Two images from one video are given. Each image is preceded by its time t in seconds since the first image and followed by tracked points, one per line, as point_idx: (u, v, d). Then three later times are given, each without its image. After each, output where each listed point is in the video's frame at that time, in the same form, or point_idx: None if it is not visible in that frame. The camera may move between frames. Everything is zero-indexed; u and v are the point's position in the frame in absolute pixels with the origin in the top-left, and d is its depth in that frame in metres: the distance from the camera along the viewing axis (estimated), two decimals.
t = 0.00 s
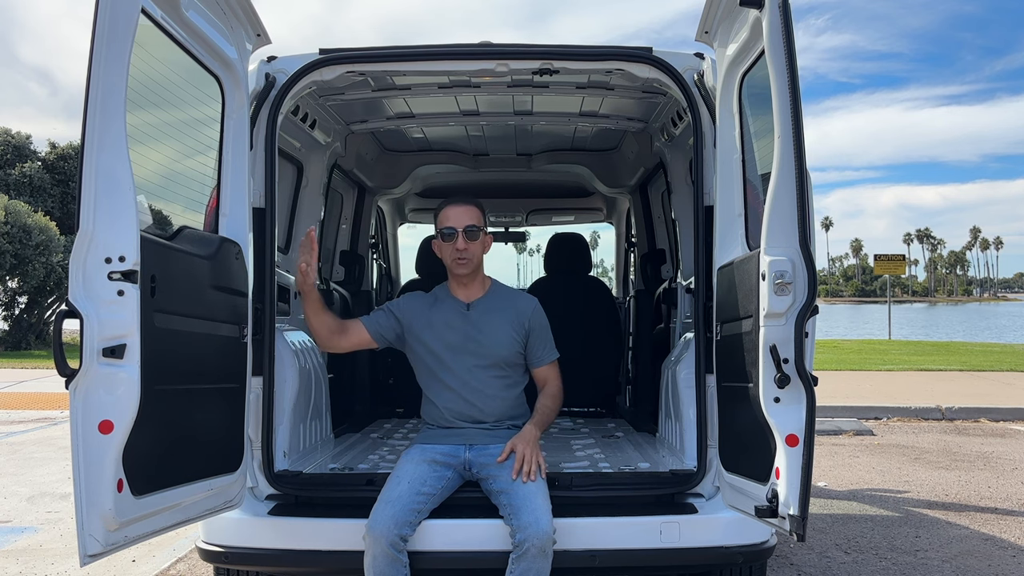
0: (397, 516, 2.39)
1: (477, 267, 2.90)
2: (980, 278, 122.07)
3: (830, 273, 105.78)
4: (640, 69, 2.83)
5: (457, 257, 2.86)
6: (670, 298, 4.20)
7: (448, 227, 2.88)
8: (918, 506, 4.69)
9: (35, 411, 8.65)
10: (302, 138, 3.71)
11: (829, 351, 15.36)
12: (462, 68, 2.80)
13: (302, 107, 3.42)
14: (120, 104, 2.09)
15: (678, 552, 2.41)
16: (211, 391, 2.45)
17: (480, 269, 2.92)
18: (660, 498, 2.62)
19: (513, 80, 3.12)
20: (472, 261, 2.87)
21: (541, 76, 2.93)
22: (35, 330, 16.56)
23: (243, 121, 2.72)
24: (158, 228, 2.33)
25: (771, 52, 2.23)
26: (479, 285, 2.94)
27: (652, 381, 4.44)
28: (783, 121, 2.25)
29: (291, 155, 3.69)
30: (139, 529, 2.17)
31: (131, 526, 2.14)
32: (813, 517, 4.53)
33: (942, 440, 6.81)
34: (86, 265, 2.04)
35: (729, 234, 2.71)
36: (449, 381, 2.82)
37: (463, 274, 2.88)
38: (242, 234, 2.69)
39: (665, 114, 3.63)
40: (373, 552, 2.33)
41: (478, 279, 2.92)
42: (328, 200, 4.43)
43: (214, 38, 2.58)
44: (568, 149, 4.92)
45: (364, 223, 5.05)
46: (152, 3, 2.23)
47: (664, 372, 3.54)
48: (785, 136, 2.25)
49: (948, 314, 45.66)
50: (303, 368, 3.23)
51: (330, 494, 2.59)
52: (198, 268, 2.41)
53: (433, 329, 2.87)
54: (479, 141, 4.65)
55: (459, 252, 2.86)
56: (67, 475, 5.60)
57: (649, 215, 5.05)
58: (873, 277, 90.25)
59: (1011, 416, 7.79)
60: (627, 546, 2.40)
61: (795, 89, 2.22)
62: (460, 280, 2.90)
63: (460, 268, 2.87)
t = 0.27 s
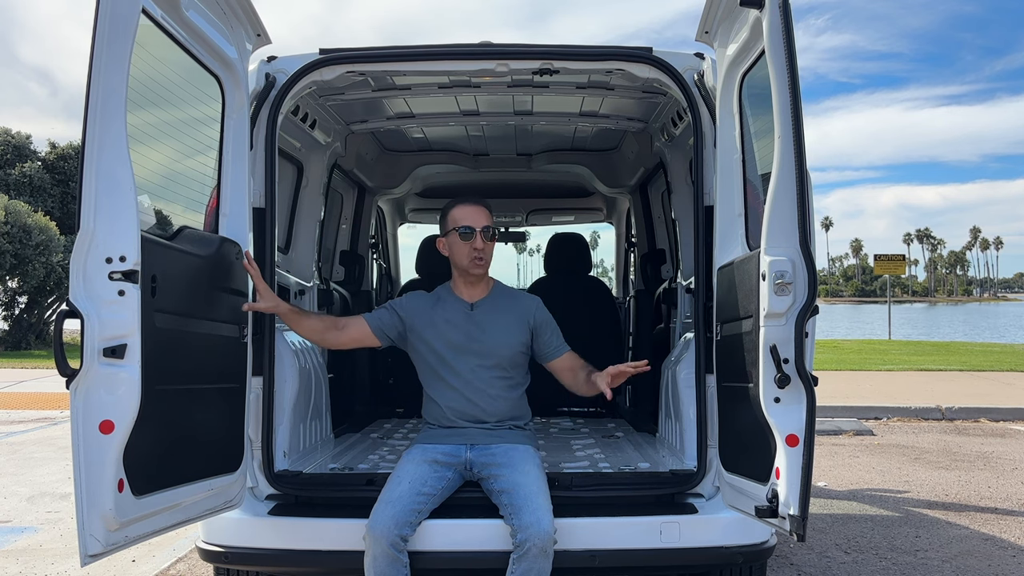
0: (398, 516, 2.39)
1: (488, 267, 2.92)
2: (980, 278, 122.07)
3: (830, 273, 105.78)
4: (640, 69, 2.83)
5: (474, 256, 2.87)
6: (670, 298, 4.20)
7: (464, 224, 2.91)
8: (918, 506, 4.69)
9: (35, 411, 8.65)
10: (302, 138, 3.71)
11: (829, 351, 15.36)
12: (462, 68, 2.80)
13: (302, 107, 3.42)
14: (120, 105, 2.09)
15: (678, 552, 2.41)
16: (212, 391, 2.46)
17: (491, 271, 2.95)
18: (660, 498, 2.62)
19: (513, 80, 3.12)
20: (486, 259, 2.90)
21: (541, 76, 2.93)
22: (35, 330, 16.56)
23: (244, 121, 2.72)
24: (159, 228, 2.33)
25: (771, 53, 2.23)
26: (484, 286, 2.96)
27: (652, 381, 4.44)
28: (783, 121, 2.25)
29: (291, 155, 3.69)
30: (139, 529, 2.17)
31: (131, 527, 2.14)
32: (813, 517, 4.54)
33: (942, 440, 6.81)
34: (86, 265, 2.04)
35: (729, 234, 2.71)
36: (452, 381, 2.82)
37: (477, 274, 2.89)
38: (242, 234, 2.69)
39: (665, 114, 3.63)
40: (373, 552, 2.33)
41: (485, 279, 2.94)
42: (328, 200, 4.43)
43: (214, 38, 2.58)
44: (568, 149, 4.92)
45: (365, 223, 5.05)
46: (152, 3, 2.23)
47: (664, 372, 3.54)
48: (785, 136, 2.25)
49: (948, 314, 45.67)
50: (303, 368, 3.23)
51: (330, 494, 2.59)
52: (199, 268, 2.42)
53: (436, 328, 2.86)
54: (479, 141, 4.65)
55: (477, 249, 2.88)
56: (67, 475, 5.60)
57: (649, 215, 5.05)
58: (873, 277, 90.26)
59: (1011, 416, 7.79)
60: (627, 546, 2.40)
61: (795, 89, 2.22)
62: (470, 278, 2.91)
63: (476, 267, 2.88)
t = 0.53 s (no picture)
0: (398, 516, 2.39)
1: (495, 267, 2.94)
2: (980, 278, 122.08)
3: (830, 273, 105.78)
4: (640, 69, 2.83)
5: (485, 256, 2.88)
6: (670, 298, 4.20)
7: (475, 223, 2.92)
8: (918, 506, 4.69)
9: (35, 411, 8.64)
10: (302, 138, 3.71)
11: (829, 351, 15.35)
12: (462, 68, 2.80)
13: (302, 107, 3.42)
14: (120, 105, 2.09)
15: (678, 551, 2.41)
16: (212, 390, 2.46)
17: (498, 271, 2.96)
18: (660, 498, 2.62)
19: (513, 80, 3.12)
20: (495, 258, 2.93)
21: (541, 76, 2.93)
22: (35, 330, 16.56)
23: (243, 121, 2.72)
24: (158, 228, 2.33)
25: (771, 52, 2.23)
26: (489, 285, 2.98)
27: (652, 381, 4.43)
28: (783, 121, 2.25)
29: (291, 155, 3.69)
30: (139, 529, 2.17)
31: (131, 526, 2.14)
32: (813, 517, 4.53)
33: (942, 440, 6.81)
34: (86, 265, 2.04)
35: (729, 234, 2.71)
36: (455, 381, 2.82)
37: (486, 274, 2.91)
38: (242, 234, 2.69)
39: (665, 114, 3.63)
40: (373, 552, 2.33)
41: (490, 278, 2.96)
42: (328, 199, 4.43)
43: (214, 38, 2.58)
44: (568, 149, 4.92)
45: (364, 222, 5.05)
46: (152, 3, 2.23)
47: (664, 372, 3.54)
48: (785, 136, 2.25)
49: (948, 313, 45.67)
50: (303, 368, 3.23)
51: (330, 494, 2.59)
52: (198, 268, 2.42)
53: (440, 328, 2.86)
54: (479, 141, 4.65)
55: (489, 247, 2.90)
56: (67, 475, 5.60)
57: (649, 215, 5.05)
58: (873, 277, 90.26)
59: (1011, 416, 7.79)
60: (627, 546, 2.40)
61: (795, 89, 2.22)
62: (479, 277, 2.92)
63: (487, 266, 2.89)
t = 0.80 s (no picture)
0: (398, 516, 2.39)
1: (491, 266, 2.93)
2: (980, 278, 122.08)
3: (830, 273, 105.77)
4: (640, 69, 2.83)
5: (476, 254, 2.89)
6: (670, 298, 4.20)
7: (463, 222, 2.92)
8: (918, 506, 4.68)
9: (35, 411, 8.64)
10: (302, 138, 3.71)
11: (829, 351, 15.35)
12: (462, 68, 2.79)
13: (302, 107, 3.42)
14: (120, 104, 2.09)
15: (678, 552, 2.41)
16: (212, 390, 2.46)
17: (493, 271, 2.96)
18: (660, 498, 2.62)
19: (513, 79, 3.12)
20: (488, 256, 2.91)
21: (541, 76, 2.93)
22: (35, 329, 16.56)
23: (243, 121, 2.72)
24: (158, 228, 2.33)
25: (771, 52, 2.23)
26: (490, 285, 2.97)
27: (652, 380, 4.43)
28: (783, 121, 2.25)
29: (291, 155, 3.69)
30: (138, 529, 2.17)
31: (131, 526, 2.14)
32: (813, 517, 4.53)
33: (942, 440, 6.81)
34: (86, 265, 2.04)
35: (729, 234, 2.71)
36: (456, 381, 2.82)
37: (479, 273, 2.90)
38: (242, 234, 2.69)
39: (665, 114, 3.63)
40: (373, 552, 2.33)
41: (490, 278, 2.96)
42: (328, 199, 4.43)
43: (214, 38, 2.58)
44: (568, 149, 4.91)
45: (364, 222, 5.05)
46: (152, 3, 2.23)
47: (664, 372, 3.54)
48: (785, 136, 2.25)
49: (948, 314, 45.67)
50: (303, 368, 3.23)
51: (330, 494, 2.59)
52: (198, 268, 2.42)
53: (441, 328, 2.86)
54: (479, 141, 4.65)
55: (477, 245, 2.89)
56: (67, 475, 5.60)
57: (649, 215, 5.05)
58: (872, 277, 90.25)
59: (1011, 416, 7.79)
60: (626, 546, 2.40)
61: (795, 89, 2.22)
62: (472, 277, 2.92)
63: (475, 264, 2.89)
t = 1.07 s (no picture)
0: (398, 516, 2.39)
1: (489, 266, 2.93)
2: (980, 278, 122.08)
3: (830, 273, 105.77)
4: (640, 68, 2.83)
5: (473, 253, 2.89)
6: (670, 298, 4.20)
7: (460, 221, 2.91)
8: (918, 506, 4.68)
9: (35, 411, 8.63)
10: (302, 138, 3.71)
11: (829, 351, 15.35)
12: (462, 68, 2.79)
13: (302, 107, 3.42)
14: (120, 104, 2.09)
15: (678, 551, 2.41)
16: (211, 390, 2.46)
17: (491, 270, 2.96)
18: (660, 498, 2.62)
19: (513, 79, 3.12)
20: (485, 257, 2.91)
21: (541, 76, 2.93)
22: (35, 329, 16.57)
23: (243, 121, 2.72)
24: (158, 228, 2.32)
25: (771, 52, 2.23)
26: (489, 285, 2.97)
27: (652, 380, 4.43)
28: (783, 121, 2.25)
29: (292, 155, 3.69)
30: (138, 529, 2.17)
31: (131, 526, 2.14)
32: (813, 517, 4.53)
33: (942, 440, 6.80)
34: (86, 265, 2.04)
35: (729, 234, 2.71)
36: (456, 381, 2.82)
37: (477, 273, 2.91)
38: (242, 234, 2.69)
39: (665, 114, 3.63)
40: (373, 552, 2.33)
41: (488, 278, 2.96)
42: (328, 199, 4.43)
43: (213, 38, 2.58)
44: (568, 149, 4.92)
45: (365, 222, 5.05)
46: (152, 3, 2.23)
47: (664, 372, 3.54)
48: (784, 136, 2.25)
49: (948, 313, 45.66)
50: (303, 368, 3.23)
51: (330, 494, 2.59)
52: (198, 268, 2.42)
53: (442, 328, 2.86)
54: (479, 141, 4.65)
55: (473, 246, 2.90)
56: (67, 475, 5.59)
57: (649, 215, 5.05)
58: (872, 277, 90.25)
59: (1011, 416, 7.79)
60: (626, 546, 2.40)
61: (795, 90, 2.22)
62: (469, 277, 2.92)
63: (472, 264, 2.89)
